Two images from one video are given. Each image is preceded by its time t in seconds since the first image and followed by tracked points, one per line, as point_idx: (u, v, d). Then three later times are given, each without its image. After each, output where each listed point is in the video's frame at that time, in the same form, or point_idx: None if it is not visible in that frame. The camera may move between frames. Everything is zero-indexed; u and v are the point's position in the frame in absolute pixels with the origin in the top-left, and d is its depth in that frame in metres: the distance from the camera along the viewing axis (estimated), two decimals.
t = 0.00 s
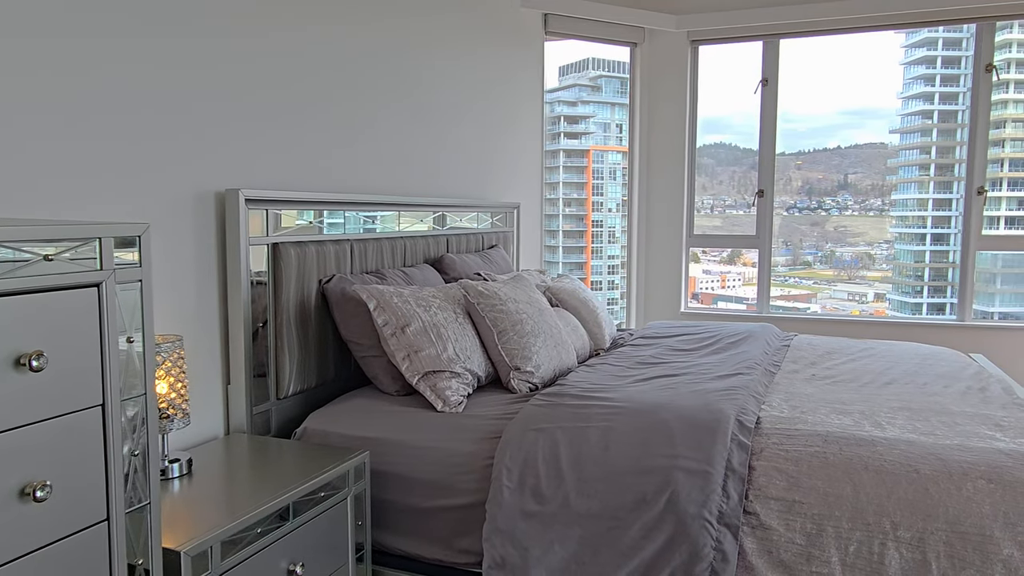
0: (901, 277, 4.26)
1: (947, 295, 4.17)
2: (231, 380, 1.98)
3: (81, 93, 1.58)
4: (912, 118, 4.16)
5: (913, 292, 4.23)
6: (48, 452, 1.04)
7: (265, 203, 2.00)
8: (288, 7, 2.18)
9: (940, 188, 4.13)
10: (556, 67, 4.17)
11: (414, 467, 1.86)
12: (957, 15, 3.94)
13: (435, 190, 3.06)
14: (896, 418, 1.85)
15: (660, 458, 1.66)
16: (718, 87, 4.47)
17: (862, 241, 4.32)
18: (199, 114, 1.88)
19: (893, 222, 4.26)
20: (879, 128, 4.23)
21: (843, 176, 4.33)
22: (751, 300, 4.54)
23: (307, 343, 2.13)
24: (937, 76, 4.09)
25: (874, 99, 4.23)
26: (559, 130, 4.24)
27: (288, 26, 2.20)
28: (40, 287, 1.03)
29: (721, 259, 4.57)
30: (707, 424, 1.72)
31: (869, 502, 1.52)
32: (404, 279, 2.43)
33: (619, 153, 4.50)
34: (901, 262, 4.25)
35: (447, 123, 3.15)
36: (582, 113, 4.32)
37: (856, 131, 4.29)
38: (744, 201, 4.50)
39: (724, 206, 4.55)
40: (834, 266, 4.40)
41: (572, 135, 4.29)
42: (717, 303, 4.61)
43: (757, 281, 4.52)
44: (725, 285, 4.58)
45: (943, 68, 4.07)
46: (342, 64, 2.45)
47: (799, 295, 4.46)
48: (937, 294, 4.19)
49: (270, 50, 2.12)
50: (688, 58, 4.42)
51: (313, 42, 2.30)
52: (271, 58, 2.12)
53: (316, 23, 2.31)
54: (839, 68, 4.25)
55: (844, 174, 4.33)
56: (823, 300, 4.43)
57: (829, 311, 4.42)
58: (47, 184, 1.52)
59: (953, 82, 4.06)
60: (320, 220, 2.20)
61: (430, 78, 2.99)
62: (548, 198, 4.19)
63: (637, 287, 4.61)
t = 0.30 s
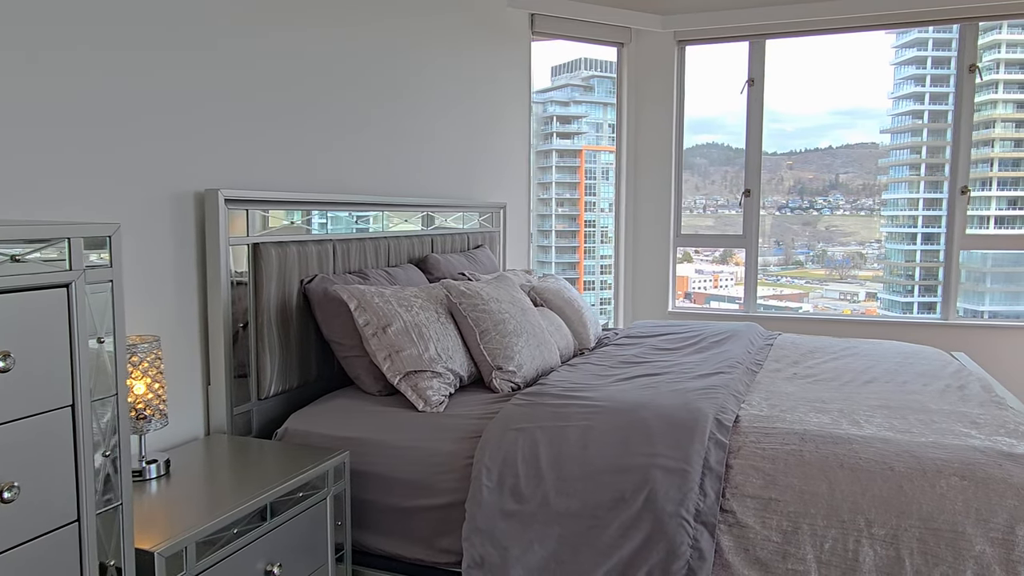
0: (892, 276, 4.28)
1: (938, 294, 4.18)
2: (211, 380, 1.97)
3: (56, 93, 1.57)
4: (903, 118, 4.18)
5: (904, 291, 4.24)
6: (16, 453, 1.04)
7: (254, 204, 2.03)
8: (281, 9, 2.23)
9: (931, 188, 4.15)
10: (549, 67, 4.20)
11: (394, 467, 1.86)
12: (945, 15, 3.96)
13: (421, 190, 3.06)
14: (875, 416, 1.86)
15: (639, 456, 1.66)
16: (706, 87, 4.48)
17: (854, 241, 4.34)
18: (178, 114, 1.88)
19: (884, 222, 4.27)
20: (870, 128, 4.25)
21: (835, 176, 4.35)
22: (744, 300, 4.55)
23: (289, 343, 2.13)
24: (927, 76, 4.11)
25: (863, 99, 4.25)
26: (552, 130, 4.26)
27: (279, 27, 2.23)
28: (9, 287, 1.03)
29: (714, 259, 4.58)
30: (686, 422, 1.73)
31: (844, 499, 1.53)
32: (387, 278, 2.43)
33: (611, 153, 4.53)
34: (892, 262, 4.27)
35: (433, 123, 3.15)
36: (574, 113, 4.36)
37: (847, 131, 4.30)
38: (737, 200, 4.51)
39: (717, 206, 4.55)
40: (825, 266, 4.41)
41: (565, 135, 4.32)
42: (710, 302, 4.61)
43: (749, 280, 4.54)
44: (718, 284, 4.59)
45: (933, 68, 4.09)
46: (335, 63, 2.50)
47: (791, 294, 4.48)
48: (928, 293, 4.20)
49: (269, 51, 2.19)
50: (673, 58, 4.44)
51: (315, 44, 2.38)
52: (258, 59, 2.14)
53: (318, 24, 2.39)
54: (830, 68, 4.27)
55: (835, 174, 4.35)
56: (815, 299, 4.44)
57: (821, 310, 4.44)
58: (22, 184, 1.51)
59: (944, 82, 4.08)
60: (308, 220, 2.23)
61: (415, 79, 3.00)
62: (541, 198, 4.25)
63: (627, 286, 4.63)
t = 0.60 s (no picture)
0: (882, 275, 4.28)
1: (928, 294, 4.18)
2: (188, 381, 1.97)
3: (29, 92, 1.57)
4: (892, 118, 4.19)
5: (894, 290, 4.25)
6: None
7: (245, 204, 2.08)
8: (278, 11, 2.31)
9: (920, 188, 4.16)
10: (541, 66, 4.23)
11: (371, 467, 1.87)
12: (931, 15, 3.98)
13: (404, 190, 3.07)
14: (848, 414, 1.88)
15: (613, 455, 1.67)
16: (693, 87, 4.49)
17: (844, 241, 4.34)
18: (156, 114, 1.88)
19: (874, 222, 4.28)
20: (860, 129, 4.25)
21: (825, 176, 4.35)
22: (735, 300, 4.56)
23: (267, 343, 2.13)
24: (917, 76, 4.12)
25: (852, 99, 4.25)
26: (544, 130, 4.28)
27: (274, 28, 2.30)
28: None
29: (705, 259, 4.58)
30: (660, 421, 1.74)
31: (815, 497, 1.55)
32: (367, 278, 2.44)
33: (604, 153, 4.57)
34: (883, 262, 4.27)
35: (416, 123, 3.16)
36: (567, 113, 4.37)
37: (838, 132, 4.30)
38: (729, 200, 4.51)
39: (708, 206, 4.55)
40: (816, 265, 4.41)
41: (558, 135, 4.34)
42: (702, 302, 4.63)
43: (740, 280, 4.55)
44: (709, 284, 4.60)
45: (923, 68, 4.10)
46: (317, 63, 2.50)
47: (782, 294, 4.48)
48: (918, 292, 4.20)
49: (270, 51, 2.28)
50: (659, 58, 4.45)
51: (314, 44, 2.48)
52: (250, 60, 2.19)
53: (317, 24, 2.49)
54: (820, 68, 4.27)
55: (825, 174, 4.35)
56: (806, 299, 4.45)
57: (812, 310, 4.44)
58: None
59: (933, 83, 4.09)
60: (294, 220, 2.27)
61: (399, 79, 3.01)
62: (534, 198, 4.27)
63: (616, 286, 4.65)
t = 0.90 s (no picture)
0: (873, 275, 4.28)
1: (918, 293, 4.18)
2: (166, 380, 1.97)
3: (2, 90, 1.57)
4: (883, 118, 4.20)
5: (885, 290, 4.25)
6: None
7: (231, 204, 2.10)
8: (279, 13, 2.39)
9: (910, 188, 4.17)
10: (532, 66, 4.28)
11: (349, 466, 1.87)
12: (919, 15, 3.99)
13: (388, 190, 3.07)
14: (824, 412, 1.89)
15: (589, 453, 1.68)
16: (681, 88, 4.51)
17: (835, 241, 4.35)
18: (133, 114, 1.88)
19: (865, 222, 4.28)
20: (851, 129, 4.27)
21: (817, 176, 4.36)
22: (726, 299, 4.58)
23: (247, 343, 2.13)
24: (906, 77, 4.13)
25: (842, 99, 4.27)
26: (536, 130, 4.36)
27: (275, 29, 2.39)
28: None
29: (698, 259, 4.60)
30: (637, 419, 1.74)
31: (788, 493, 1.56)
32: (349, 278, 2.44)
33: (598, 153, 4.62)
34: (873, 262, 4.27)
35: (401, 123, 3.16)
36: (559, 113, 4.45)
37: (828, 132, 4.31)
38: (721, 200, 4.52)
39: (700, 206, 4.57)
40: (807, 265, 4.42)
41: (549, 135, 4.41)
42: (694, 301, 4.64)
43: (731, 280, 4.56)
44: (701, 284, 4.61)
45: (913, 69, 4.11)
46: (298, 62, 2.50)
47: (773, 293, 4.50)
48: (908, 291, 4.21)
49: (272, 51, 2.37)
50: (644, 58, 4.47)
51: (314, 43, 2.57)
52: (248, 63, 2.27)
53: (317, 25, 2.58)
54: (810, 69, 4.29)
55: (816, 175, 4.36)
56: (797, 298, 4.46)
57: (803, 309, 4.45)
58: None
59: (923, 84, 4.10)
60: (281, 220, 2.29)
61: (383, 79, 3.01)
62: (526, 197, 4.34)
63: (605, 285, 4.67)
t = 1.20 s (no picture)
0: (862, 275, 4.30)
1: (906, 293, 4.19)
2: (142, 379, 1.96)
3: None
4: (872, 119, 4.21)
5: (874, 289, 4.26)
6: None
7: (214, 203, 2.12)
8: (278, 10, 2.48)
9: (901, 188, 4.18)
10: (524, 66, 4.34)
11: (326, 464, 1.87)
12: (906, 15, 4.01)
13: (371, 189, 3.07)
14: (798, 408, 1.90)
15: (564, 450, 1.69)
16: (669, 89, 4.52)
17: (824, 240, 4.37)
18: (107, 112, 1.87)
19: (854, 222, 4.29)
20: (840, 129, 4.28)
21: (807, 176, 4.38)
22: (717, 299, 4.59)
23: (225, 342, 2.13)
24: (895, 78, 4.15)
25: (830, 99, 4.29)
26: (527, 130, 4.42)
27: (274, 27, 2.48)
28: None
29: (689, 258, 4.61)
30: (612, 417, 1.75)
31: (759, 488, 1.57)
32: (329, 276, 2.44)
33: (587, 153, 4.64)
34: (862, 261, 4.29)
35: (383, 122, 3.16)
36: (550, 114, 4.49)
37: (817, 133, 4.33)
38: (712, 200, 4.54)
39: (691, 206, 4.58)
40: (797, 264, 4.44)
41: (540, 134, 4.47)
42: (684, 301, 4.65)
43: (722, 280, 4.58)
44: (692, 283, 4.63)
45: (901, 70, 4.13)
46: (278, 61, 2.49)
47: (763, 293, 4.51)
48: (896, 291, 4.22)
49: (255, 50, 2.39)
50: (629, 59, 4.49)
51: (295, 43, 2.57)
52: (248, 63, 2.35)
53: (300, 24, 2.59)
54: (799, 69, 4.30)
55: (806, 175, 4.38)
56: (787, 298, 4.47)
57: (793, 309, 4.46)
58: None
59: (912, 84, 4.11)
60: (263, 220, 2.31)
61: (365, 79, 3.01)
62: (517, 197, 4.41)
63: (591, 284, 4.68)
